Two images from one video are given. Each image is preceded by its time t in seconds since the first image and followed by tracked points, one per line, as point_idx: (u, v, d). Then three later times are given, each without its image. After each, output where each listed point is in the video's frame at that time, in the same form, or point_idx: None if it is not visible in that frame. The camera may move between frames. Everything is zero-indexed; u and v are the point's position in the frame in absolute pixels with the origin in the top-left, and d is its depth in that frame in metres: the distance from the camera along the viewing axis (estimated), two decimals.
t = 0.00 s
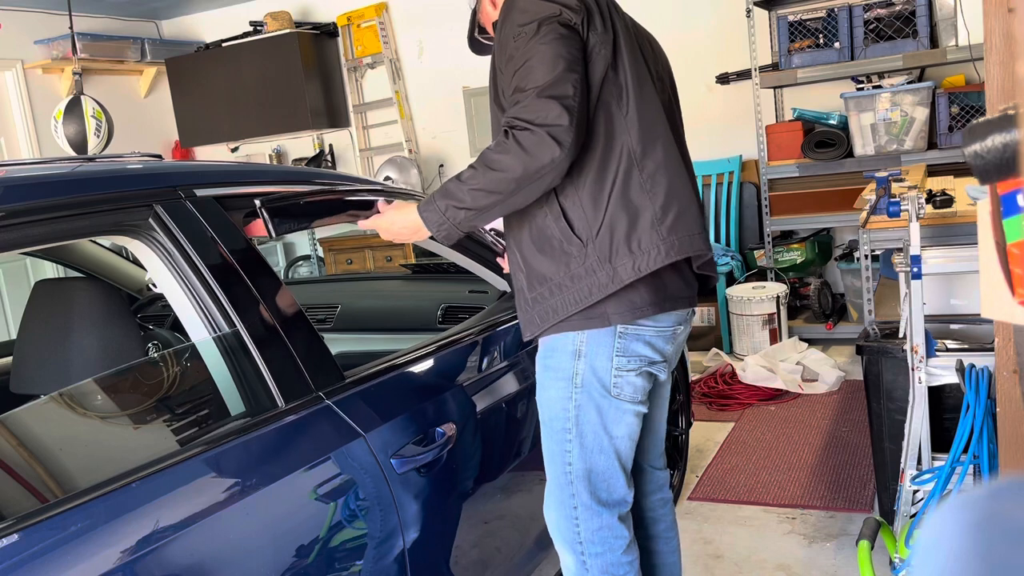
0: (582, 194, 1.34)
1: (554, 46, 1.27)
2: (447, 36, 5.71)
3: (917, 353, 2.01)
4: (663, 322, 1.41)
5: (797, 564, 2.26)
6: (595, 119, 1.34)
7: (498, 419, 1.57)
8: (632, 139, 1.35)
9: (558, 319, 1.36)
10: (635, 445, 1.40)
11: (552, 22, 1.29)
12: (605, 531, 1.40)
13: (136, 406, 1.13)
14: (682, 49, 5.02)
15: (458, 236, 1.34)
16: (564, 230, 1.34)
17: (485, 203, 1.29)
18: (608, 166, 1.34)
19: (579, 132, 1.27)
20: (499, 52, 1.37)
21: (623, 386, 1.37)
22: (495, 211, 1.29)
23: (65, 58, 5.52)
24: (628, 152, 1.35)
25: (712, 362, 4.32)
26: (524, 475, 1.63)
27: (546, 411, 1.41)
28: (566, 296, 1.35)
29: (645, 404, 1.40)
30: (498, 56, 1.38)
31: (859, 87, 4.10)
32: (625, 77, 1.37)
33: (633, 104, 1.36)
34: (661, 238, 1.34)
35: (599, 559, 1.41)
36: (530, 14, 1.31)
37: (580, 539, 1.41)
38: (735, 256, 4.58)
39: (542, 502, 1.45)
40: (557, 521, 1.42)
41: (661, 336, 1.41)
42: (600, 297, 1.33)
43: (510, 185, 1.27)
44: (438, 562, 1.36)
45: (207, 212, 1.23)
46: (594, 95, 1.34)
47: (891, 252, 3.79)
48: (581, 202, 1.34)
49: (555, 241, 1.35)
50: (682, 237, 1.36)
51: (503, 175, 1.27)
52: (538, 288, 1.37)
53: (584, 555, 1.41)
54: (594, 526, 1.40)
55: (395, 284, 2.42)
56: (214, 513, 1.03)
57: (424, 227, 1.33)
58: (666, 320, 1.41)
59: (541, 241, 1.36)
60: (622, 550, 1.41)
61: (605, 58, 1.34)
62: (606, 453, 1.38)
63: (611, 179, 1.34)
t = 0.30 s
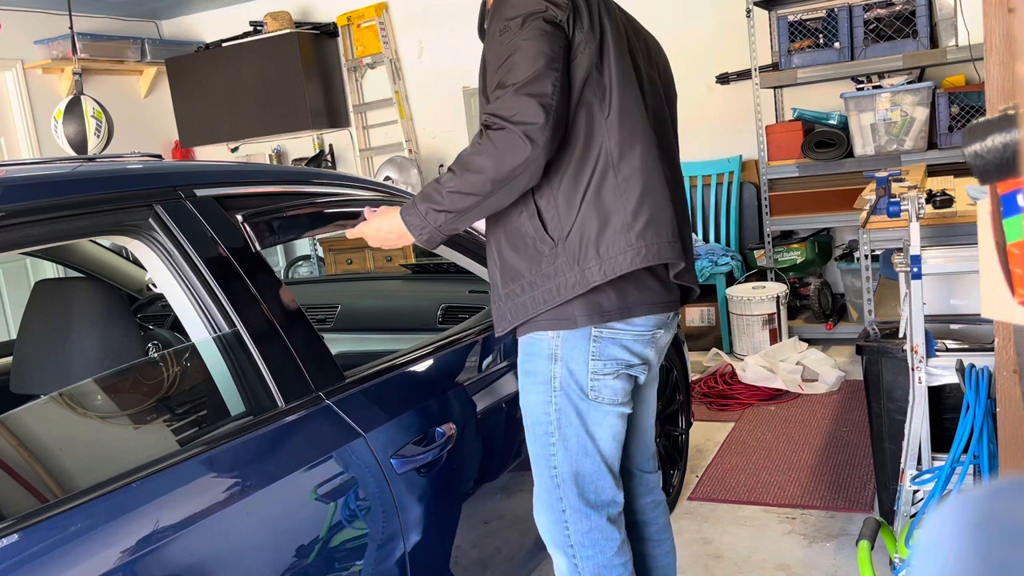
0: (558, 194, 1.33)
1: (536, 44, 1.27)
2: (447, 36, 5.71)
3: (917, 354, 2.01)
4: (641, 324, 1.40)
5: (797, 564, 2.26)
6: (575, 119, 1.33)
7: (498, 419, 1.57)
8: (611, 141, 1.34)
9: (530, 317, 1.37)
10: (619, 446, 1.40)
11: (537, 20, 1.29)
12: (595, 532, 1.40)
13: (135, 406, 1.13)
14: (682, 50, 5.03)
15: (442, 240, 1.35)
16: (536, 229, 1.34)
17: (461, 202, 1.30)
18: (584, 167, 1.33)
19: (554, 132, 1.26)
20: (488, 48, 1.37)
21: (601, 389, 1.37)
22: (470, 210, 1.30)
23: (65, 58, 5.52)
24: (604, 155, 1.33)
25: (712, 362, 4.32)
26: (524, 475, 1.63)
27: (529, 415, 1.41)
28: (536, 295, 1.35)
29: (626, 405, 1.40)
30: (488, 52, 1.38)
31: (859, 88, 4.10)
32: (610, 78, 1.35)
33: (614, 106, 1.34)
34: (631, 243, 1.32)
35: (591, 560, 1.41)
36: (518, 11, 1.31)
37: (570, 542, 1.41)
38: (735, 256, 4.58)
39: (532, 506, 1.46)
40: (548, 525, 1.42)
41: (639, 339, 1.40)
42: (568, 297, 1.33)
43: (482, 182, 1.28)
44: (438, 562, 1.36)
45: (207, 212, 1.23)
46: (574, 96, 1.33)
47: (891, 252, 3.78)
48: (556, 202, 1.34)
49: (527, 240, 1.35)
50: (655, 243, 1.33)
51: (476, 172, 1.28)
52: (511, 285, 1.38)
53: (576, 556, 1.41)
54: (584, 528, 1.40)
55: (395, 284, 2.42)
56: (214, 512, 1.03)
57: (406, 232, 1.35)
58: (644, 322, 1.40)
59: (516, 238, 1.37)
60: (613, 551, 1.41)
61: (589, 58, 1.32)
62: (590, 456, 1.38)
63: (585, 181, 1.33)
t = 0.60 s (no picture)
0: (541, 195, 1.34)
1: (519, 44, 1.26)
2: (447, 36, 5.71)
3: (917, 353, 2.01)
4: (627, 326, 1.38)
5: (797, 564, 2.26)
6: (558, 120, 1.32)
7: (498, 419, 1.57)
8: (594, 143, 1.32)
9: (514, 317, 1.37)
10: (609, 447, 1.40)
11: (523, 19, 1.28)
12: (585, 534, 1.40)
13: (135, 406, 1.13)
14: (682, 50, 5.03)
15: (426, 233, 1.37)
16: (519, 230, 1.35)
17: (445, 200, 1.31)
18: (566, 170, 1.32)
19: (535, 132, 1.26)
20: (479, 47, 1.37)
21: (587, 392, 1.36)
22: (453, 207, 1.31)
23: (65, 58, 5.52)
24: (587, 157, 1.32)
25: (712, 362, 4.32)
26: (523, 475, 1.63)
27: (517, 418, 1.41)
28: (519, 296, 1.36)
29: (614, 407, 1.39)
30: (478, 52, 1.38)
31: (859, 88, 4.10)
32: (596, 79, 1.33)
33: (599, 108, 1.33)
34: (611, 247, 1.30)
35: (582, 561, 1.41)
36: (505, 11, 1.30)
37: (561, 544, 1.40)
38: (735, 256, 4.58)
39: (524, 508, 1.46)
40: (538, 527, 1.42)
41: (625, 341, 1.39)
42: (547, 300, 1.33)
43: (463, 180, 1.28)
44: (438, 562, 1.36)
45: (207, 212, 1.23)
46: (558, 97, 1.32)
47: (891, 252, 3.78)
48: (540, 203, 1.34)
49: (511, 241, 1.36)
50: (635, 248, 1.31)
51: (458, 172, 1.28)
52: (496, 285, 1.39)
53: (567, 558, 1.41)
54: (574, 529, 1.40)
55: (395, 284, 2.42)
56: (214, 512, 1.03)
57: (391, 222, 1.36)
58: (630, 323, 1.38)
59: (501, 238, 1.38)
60: (604, 552, 1.41)
61: (574, 58, 1.31)
62: (579, 458, 1.38)
63: (567, 183, 1.32)
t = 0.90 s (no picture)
0: (534, 196, 1.34)
1: (513, 46, 1.26)
2: (447, 35, 5.71)
3: (917, 354, 2.01)
4: (619, 327, 1.38)
5: (797, 564, 2.27)
6: (552, 123, 1.32)
7: (497, 419, 1.57)
8: (587, 146, 1.32)
9: (507, 317, 1.37)
10: (602, 449, 1.39)
11: (517, 20, 1.28)
12: (577, 534, 1.40)
13: (135, 406, 1.13)
14: (682, 50, 5.03)
15: (419, 229, 1.37)
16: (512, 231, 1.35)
17: (438, 199, 1.31)
18: (559, 171, 1.32)
19: (527, 134, 1.26)
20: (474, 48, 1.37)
21: (578, 393, 1.36)
22: (445, 204, 1.31)
23: (65, 58, 5.52)
24: (579, 159, 1.32)
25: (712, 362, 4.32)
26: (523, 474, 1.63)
27: (510, 419, 1.42)
28: (512, 296, 1.36)
29: (607, 409, 1.38)
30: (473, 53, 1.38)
31: (859, 88, 4.10)
32: (589, 82, 1.33)
33: (593, 111, 1.32)
34: (603, 249, 1.30)
35: (575, 562, 1.41)
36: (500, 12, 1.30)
37: (553, 545, 1.40)
38: (735, 256, 4.58)
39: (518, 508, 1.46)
40: (532, 527, 1.42)
41: (617, 343, 1.38)
42: (540, 301, 1.33)
43: (456, 181, 1.28)
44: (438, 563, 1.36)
45: (206, 213, 1.23)
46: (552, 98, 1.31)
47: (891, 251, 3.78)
48: (532, 204, 1.34)
49: (504, 241, 1.36)
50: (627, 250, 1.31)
51: (451, 173, 1.28)
52: (489, 285, 1.39)
53: (560, 558, 1.41)
54: (566, 530, 1.39)
55: (395, 283, 2.42)
56: (214, 513, 1.03)
57: (384, 216, 1.36)
58: (623, 325, 1.38)
59: (494, 239, 1.38)
60: (596, 552, 1.41)
61: (568, 59, 1.31)
62: (571, 459, 1.37)
63: (560, 185, 1.32)
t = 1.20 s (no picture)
0: (529, 196, 1.34)
1: (508, 47, 1.26)
2: (447, 35, 5.71)
3: (917, 354, 2.01)
4: (617, 327, 1.38)
5: (796, 564, 2.27)
6: (546, 123, 1.32)
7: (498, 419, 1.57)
8: (582, 147, 1.32)
9: (502, 317, 1.38)
10: (600, 449, 1.40)
11: (512, 20, 1.28)
12: (576, 534, 1.40)
13: (135, 406, 1.13)
14: (682, 50, 5.03)
15: (414, 229, 1.37)
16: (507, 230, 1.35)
17: (432, 199, 1.31)
18: (554, 171, 1.32)
19: (522, 134, 1.26)
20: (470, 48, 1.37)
21: (577, 394, 1.36)
22: (440, 204, 1.31)
23: (65, 58, 5.52)
24: (575, 159, 1.32)
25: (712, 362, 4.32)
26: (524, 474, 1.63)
27: (508, 419, 1.41)
28: (507, 295, 1.36)
29: (605, 409, 1.39)
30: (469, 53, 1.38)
31: (859, 88, 4.10)
32: (585, 82, 1.33)
33: (588, 112, 1.32)
34: (597, 250, 1.30)
35: (573, 562, 1.41)
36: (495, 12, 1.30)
37: (551, 545, 1.40)
38: (735, 256, 4.58)
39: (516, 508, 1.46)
40: (530, 527, 1.42)
41: (615, 343, 1.38)
42: (535, 300, 1.33)
43: (450, 181, 1.28)
44: (438, 563, 1.36)
45: (207, 213, 1.23)
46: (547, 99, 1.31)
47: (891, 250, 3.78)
48: (527, 203, 1.34)
49: (500, 240, 1.36)
50: (621, 250, 1.31)
51: (446, 172, 1.28)
52: (484, 285, 1.39)
53: (557, 558, 1.41)
54: (564, 530, 1.40)
55: (395, 284, 2.43)
56: (214, 513, 1.03)
57: (379, 216, 1.36)
58: (621, 325, 1.38)
59: (489, 238, 1.38)
60: (594, 552, 1.41)
61: (563, 59, 1.31)
62: (569, 459, 1.38)
63: (554, 185, 1.32)
